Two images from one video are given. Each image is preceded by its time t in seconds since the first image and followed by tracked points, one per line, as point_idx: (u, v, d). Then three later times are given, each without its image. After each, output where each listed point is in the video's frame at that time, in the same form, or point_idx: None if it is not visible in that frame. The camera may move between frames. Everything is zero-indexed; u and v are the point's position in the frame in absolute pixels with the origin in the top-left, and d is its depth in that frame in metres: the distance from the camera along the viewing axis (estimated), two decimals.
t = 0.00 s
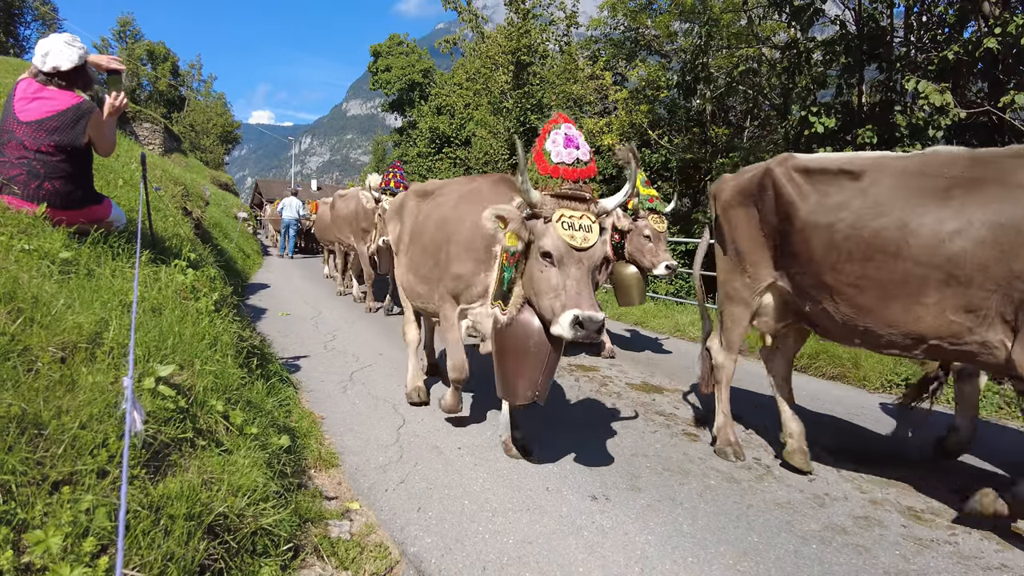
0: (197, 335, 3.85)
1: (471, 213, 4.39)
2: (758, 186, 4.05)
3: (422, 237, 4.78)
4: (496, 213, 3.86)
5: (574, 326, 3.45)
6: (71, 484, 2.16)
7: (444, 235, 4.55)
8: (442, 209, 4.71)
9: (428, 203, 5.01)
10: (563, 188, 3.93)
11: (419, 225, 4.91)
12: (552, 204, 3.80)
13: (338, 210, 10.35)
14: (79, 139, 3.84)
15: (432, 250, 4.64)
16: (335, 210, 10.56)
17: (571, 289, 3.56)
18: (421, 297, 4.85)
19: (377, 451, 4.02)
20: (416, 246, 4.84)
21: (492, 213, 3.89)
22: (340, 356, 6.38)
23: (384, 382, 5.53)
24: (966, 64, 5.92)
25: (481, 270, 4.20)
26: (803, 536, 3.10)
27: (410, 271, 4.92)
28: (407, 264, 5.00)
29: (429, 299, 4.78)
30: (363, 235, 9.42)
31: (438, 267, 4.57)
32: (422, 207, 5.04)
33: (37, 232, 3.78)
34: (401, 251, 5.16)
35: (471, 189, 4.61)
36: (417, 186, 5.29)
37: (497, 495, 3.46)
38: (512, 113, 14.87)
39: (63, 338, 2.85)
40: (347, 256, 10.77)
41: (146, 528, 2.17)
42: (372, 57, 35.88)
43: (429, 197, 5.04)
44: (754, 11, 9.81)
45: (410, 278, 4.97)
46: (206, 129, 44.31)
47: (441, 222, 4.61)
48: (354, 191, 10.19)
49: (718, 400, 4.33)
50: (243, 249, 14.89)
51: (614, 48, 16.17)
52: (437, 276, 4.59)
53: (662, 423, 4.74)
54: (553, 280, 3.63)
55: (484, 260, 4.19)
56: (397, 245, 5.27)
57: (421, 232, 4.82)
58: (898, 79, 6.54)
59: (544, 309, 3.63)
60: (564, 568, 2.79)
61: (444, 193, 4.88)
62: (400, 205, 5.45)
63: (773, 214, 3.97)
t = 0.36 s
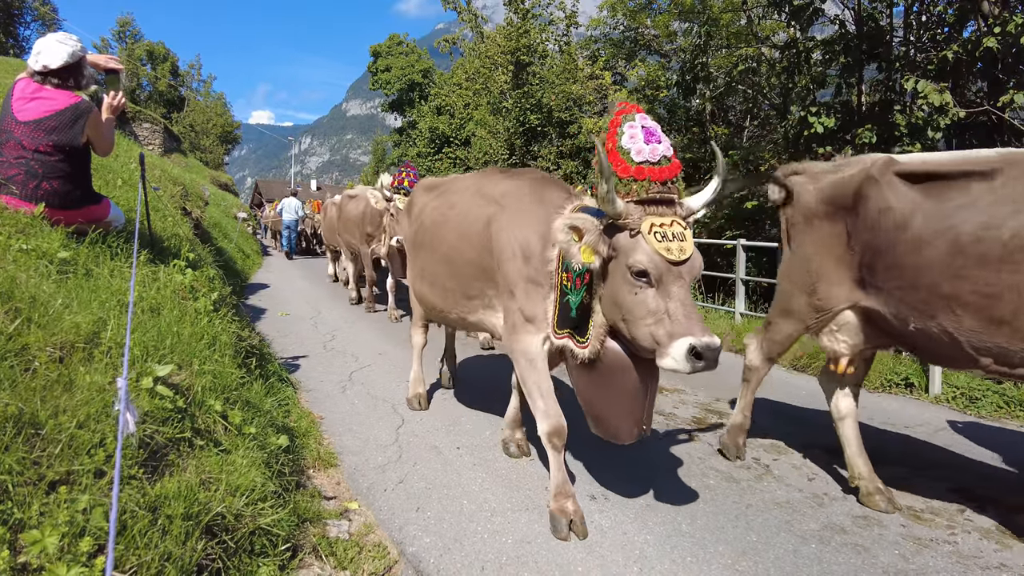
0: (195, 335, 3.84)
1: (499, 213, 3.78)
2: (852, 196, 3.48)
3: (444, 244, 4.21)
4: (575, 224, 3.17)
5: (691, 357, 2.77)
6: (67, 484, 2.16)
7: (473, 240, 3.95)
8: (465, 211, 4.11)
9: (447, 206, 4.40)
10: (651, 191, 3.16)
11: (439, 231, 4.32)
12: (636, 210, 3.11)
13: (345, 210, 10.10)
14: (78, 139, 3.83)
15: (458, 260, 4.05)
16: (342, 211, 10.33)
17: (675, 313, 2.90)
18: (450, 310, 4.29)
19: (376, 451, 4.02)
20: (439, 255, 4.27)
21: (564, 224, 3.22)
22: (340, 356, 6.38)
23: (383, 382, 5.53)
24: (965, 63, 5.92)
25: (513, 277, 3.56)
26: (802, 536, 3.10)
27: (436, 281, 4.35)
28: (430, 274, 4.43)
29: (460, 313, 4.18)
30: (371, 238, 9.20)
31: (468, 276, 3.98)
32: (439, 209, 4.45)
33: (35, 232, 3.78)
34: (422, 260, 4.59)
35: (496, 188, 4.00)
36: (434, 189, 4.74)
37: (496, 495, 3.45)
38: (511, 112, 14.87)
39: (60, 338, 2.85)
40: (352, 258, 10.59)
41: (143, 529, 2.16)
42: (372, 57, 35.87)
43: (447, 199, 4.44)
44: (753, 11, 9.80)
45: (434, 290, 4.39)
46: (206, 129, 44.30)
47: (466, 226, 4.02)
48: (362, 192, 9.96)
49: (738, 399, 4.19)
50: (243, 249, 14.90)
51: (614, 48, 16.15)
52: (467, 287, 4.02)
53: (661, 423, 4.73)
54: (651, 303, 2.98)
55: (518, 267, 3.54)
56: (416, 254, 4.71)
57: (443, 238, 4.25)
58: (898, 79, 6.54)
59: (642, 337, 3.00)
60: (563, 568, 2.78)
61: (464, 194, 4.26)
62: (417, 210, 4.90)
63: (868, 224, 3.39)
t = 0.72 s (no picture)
0: (197, 335, 3.85)
1: (542, 209, 3.42)
2: (976, 192, 3.03)
3: (476, 241, 3.85)
4: (702, 217, 2.60)
5: (832, 406, 2.37)
6: (71, 484, 2.16)
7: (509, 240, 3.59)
8: (502, 208, 3.75)
9: (482, 202, 4.04)
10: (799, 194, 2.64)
11: (470, 227, 3.96)
12: (783, 213, 2.60)
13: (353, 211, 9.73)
14: (79, 140, 3.84)
15: (490, 259, 3.69)
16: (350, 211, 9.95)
17: (816, 347, 2.46)
18: (471, 313, 3.91)
19: (377, 451, 4.03)
20: (468, 253, 3.91)
21: (691, 214, 2.62)
22: (341, 356, 6.39)
23: (384, 382, 5.54)
24: (965, 64, 5.94)
25: (557, 277, 3.21)
26: (803, 536, 3.10)
27: (459, 281, 3.98)
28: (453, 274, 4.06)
29: (485, 323, 3.82)
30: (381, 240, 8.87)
31: (500, 278, 3.61)
32: (473, 205, 4.09)
33: (37, 233, 3.79)
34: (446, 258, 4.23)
35: (540, 182, 3.64)
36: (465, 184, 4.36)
37: (497, 495, 3.46)
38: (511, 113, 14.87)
39: (63, 338, 2.86)
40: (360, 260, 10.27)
41: (145, 529, 2.16)
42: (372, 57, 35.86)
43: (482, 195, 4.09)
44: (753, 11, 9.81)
45: (457, 293, 4.01)
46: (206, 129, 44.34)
47: (502, 222, 3.66)
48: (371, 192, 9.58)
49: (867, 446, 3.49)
50: (243, 250, 14.92)
51: (614, 48, 16.15)
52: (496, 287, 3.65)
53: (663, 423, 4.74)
54: (783, 331, 2.52)
55: (562, 266, 3.19)
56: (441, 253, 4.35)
57: (474, 234, 3.89)
58: (898, 79, 6.55)
59: (766, 370, 2.56)
60: (563, 568, 2.79)
61: (501, 190, 3.90)
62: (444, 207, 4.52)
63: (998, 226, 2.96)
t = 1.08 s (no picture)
0: (198, 335, 3.85)
1: (608, 204, 2.81)
2: None
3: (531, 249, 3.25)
4: (916, 226, 1.73)
5: None
6: (73, 484, 2.17)
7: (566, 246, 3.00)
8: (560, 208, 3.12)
9: (532, 206, 3.41)
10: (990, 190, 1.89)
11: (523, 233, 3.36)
12: (979, 214, 1.83)
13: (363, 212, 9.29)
14: (80, 140, 3.84)
15: (551, 268, 3.05)
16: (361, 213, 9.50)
17: None
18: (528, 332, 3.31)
19: (378, 451, 4.03)
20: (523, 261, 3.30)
21: (902, 220, 1.75)
22: (342, 357, 6.40)
23: (385, 382, 5.54)
24: (966, 64, 5.95)
25: (640, 291, 2.55)
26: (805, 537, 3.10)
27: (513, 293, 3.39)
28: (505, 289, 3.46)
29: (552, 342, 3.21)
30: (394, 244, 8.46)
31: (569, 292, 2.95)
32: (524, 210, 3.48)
33: (39, 233, 3.80)
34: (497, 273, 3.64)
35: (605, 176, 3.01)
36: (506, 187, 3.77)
37: (498, 495, 3.46)
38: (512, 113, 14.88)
39: (65, 339, 2.86)
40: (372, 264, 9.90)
41: (148, 529, 2.17)
42: (372, 57, 35.83)
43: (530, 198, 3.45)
44: (754, 11, 9.80)
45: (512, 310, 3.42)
46: (207, 129, 44.37)
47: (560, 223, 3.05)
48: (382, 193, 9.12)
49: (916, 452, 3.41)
50: (244, 250, 14.94)
51: (615, 48, 16.16)
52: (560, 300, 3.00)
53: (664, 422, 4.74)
54: (1007, 366, 1.67)
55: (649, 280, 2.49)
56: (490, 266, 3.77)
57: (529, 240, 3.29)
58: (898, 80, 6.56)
59: (979, 417, 1.72)
60: (565, 568, 2.79)
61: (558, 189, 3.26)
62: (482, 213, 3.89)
63: None
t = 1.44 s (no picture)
0: (198, 335, 3.85)
1: (701, 216, 2.32)
2: None
3: (600, 277, 2.75)
4: None
5: None
6: (74, 484, 2.17)
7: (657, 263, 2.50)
8: (628, 222, 2.63)
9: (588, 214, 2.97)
10: None
11: (582, 257, 2.88)
12: None
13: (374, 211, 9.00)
14: (81, 140, 3.84)
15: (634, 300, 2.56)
16: (371, 213, 9.21)
17: None
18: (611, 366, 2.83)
19: (379, 451, 4.03)
20: (591, 292, 2.81)
21: None
22: (342, 356, 6.40)
23: (385, 382, 5.54)
24: (966, 64, 5.94)
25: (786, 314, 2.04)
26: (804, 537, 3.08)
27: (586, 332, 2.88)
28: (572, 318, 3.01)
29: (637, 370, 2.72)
30: (409, 243, 8.20)
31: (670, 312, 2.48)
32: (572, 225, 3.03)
33: (39, 233, 3.80)
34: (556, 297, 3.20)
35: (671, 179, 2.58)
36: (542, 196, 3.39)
37: (498, 495, 3.46)
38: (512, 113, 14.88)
39: (65, 339, 2.87)
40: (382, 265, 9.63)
41: (148, 529, 2.17)
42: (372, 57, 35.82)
43: (582, 206, 3.04)
44: (754, 11, 9.80)
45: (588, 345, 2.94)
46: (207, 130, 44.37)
47: (637, 244, 2.56)
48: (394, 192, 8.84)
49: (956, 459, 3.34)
50: (244, 250, 14.96)
51: (615, 48, 16.14)
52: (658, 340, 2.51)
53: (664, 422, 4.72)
54: None
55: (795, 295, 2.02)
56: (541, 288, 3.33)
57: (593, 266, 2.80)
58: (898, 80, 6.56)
59: None
60: (565, 568, 2.79)
61: (615, 194, 2.82)
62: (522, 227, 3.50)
63: None
